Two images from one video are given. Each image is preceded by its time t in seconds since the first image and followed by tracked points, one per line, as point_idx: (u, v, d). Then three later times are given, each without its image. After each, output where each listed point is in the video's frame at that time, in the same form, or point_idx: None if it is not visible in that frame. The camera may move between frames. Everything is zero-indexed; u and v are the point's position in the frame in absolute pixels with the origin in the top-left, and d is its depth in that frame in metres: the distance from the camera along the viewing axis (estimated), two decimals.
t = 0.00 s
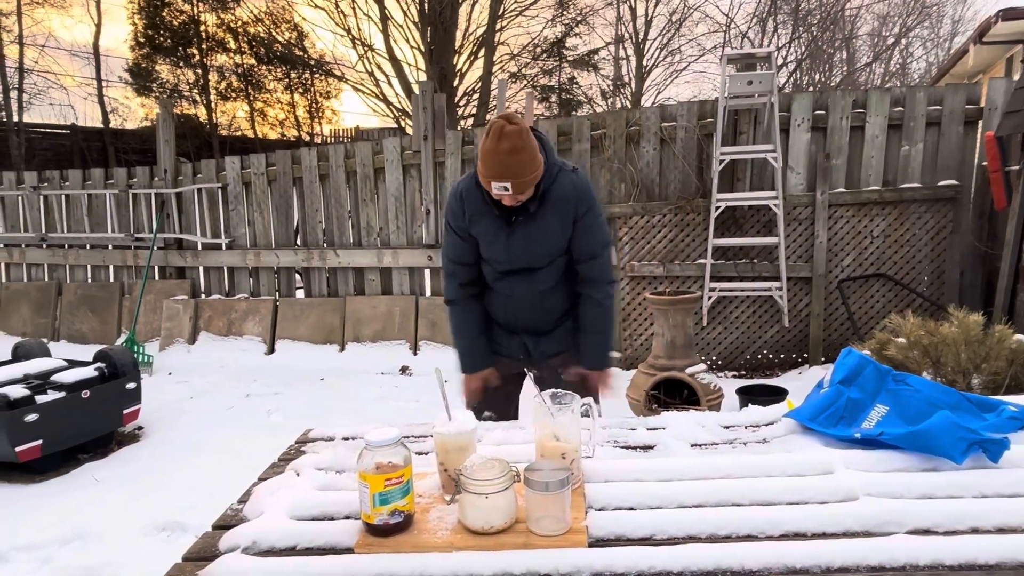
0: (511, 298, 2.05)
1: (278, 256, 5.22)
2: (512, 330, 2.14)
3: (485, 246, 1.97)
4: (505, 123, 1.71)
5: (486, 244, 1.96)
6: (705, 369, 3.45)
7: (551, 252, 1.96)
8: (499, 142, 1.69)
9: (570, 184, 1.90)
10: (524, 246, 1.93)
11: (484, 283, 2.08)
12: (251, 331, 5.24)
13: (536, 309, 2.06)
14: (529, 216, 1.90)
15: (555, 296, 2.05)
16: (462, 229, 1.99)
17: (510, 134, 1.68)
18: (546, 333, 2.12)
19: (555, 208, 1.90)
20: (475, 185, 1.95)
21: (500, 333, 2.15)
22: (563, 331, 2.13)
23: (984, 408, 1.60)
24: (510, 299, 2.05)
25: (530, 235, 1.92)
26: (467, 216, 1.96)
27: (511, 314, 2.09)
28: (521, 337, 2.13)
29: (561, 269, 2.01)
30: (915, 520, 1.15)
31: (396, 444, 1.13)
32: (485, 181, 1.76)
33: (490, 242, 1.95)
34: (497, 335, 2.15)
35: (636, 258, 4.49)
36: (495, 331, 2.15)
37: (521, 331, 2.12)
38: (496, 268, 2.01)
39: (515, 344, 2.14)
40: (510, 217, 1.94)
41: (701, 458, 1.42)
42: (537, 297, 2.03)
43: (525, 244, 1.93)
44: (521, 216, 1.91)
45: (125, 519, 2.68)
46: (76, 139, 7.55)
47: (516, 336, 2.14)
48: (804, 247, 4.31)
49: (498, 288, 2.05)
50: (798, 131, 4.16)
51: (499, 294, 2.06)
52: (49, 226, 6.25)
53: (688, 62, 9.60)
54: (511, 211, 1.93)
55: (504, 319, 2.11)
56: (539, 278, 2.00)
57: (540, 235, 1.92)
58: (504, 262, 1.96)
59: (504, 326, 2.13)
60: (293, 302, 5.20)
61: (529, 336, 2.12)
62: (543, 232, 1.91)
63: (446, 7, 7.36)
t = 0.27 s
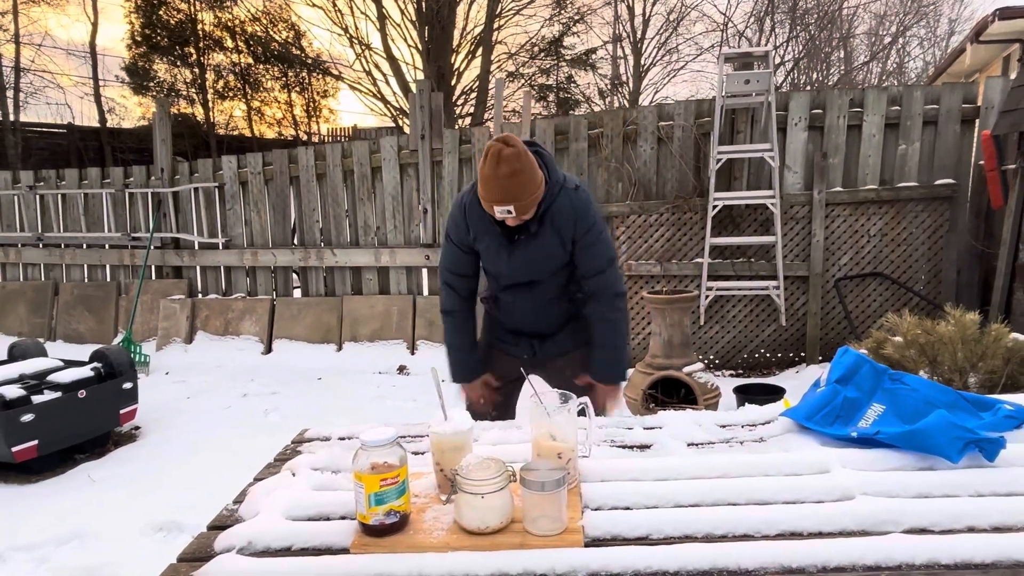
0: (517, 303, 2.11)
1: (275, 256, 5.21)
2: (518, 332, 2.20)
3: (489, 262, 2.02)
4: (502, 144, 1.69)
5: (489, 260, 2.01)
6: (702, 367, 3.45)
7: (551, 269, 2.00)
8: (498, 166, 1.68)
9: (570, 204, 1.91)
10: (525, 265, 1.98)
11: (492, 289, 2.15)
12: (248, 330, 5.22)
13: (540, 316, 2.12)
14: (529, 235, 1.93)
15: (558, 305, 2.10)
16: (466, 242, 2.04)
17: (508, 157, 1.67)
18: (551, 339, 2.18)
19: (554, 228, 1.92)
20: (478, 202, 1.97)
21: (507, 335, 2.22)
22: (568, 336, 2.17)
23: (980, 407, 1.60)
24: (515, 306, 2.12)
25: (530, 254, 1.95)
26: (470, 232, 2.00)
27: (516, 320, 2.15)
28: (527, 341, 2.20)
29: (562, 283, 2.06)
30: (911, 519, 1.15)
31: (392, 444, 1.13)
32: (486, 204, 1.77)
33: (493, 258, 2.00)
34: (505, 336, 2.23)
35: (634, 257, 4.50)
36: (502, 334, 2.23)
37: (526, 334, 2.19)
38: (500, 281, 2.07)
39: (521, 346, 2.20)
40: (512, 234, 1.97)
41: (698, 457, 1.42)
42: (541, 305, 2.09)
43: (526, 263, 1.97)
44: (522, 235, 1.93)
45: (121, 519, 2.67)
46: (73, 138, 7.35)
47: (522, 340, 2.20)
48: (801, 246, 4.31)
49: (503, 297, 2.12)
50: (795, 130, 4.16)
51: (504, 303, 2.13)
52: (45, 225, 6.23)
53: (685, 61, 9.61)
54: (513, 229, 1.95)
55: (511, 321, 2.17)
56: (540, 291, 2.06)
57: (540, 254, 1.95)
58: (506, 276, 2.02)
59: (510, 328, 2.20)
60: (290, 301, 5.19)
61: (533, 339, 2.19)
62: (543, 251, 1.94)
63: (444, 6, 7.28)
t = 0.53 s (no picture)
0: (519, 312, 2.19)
1: (274, 256, 5.21)
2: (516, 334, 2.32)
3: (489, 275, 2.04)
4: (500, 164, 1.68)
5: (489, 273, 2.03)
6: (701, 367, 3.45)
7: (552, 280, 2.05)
8: (496, 185, 1.67)
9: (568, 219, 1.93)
10: (524, 278, 2.01)
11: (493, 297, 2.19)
12: (246, 330, 5.22)
13: (542, 320, 2.21)
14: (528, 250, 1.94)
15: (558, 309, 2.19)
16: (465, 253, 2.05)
17: (506, 177, 1.66)
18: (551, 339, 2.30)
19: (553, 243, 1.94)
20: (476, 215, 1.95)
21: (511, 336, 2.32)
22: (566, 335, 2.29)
23: (977, 406, 1.61)
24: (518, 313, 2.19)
25: (530, 268, 1.98)
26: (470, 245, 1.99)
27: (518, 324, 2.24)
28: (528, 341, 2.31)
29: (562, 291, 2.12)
30: (909, 518, 1.15)
31: (388, 444, 1.13)
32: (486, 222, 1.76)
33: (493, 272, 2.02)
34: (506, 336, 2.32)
35: (632, 257, 4.50)
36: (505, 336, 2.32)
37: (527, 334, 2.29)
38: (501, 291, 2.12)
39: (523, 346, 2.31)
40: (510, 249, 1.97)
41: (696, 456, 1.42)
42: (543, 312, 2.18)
43: (525, 277, 2.01)
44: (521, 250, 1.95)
45: (120, 520, 2.67)
46: (72, 138, 7.36)
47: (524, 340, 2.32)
48: (800, 245, 4.31)
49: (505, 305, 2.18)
50: (793, 129, 4.16)
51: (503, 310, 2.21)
52: (44, 225, 6.23)
53: (684, 60, 9.62)
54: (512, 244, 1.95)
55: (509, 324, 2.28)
56: (539, 300, 2.13)
57: (540, 268, 1.98)
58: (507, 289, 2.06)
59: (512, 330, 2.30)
60: (289, 301, 5.19)
61: (530, 340, 2.31)
62: (542, 266, 1.98)
63: (443, 6, 7.25)
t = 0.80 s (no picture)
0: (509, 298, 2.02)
1: (273, 256, 5.21)
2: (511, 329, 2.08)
3: (480, 249, 1.97)
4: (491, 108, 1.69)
5: (480, 248, 1.96)
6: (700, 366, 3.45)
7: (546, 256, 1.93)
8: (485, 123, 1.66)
9: (562, 186, 1.85)
10: (516, 250, 1.90)
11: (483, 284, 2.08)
12: (246, 331, 5.22)
13: (534, 309, 2.01)
14: (520, 217, 1.86)
15: (553, 297, 2.00)
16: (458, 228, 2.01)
17: (496, 115, 1.66)
18: (545, 333, 2.06)
19: (545, 211, 1.85)
20: (468, 183, 1.93)
21: (501, 334, 2.09)
22: (564, 333, 2.06)
23: (976, 405, 1.61)
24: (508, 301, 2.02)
25: (523, 238, 1.88)
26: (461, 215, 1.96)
27: (508, 316, 2.05)
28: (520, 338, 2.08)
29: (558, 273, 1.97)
30: (906, 518, 1.15)
31: (386, 445, 1.13)
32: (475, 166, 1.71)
33: (484, 245, 1.94)
34: (496, 335, 2.11)
35: (631, 257, 4.50)
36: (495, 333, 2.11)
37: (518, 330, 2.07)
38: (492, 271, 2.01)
39: (514, 343, 2.08)
40: (501, 219, 1.90)
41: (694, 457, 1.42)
42: (535, 298, 1.99)
43: (516, 250, 1.90)
44: (513, 218, 1.88)
45: (119, 520, 2.67)
46: (71, 140, 7.37)
47: (514, 337, 2.08)
48: (799, 245, 4.31)
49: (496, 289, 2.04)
50: (792, 129, 4.16)
51: (496, 297, 2.05)
52: (43, 226, 6.23)
53: (683, 60, 9.63)
54: (504, 212, 1.88)
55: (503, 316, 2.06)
56: (533, 282, 1.97)
57: (532, 239, 1.88)
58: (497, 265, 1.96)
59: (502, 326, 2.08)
60: (288, 302, 5.19)
61: (528, 336, 2.07)
62: (534, 238, 1.88)
63: (442, 6, 7.25)
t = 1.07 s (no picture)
0: (496, 283, 1.95)
1: (276, 257, 5.21)
2: (500, 324, 1.99)
3: (469, 219, 1.96)
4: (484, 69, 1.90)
5: (470, 219, 1.96)
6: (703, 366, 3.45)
7: (537, 226, 1.90)
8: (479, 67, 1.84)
9: (552, 153, 1.90)
10: (506, 216, 1.89)
11: (473, 270, 2.02)
12: (249, 331, 5.23)
13: (522, 295, 1.93)
14: (510, 180, 1.88)
15: (543, 282, 1.92)
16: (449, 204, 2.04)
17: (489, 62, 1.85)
18: (533, 328, 1.97)
19: (535, 175, 1.88)
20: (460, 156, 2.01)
21: (489, 328, 2.01)
22: (554, 327, 1.96)
23: (980, 405, 1.60)
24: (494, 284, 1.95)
25: (513, 203, 1.88)
26: (450, 188, 2.00)
27: (495, 304, 1.97)
28: (508, 334, 1.99)
29: (549, 252, 1.92)
30: (911, 518, 1.15)
31: (390, 445, 1.13)
32: (468, 100, 1.81)
33: (473, 214, 1.94)
34: (482, 331, 2.02)
35: (634, 257, 4.50)
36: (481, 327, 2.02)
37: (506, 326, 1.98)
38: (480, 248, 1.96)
39: (502, 340, 2.00)
40: (492, 187, 1.91)
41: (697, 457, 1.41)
42: (523, 283, 1.92)
43: (507, 216, 1.89)
44: (503, 181, 1.89)
45: (123, 521, 2.68)
46: (74, 140, 7.53)
47: (502, 332, 1.99)
48: (802, 245, 4.31)
49: (484, 272, 1.97)
50: (795, 129, 4.15)
51: (483, 280, 1.98)
52: (46, 227, 6.24)
53: (685, 60, 9.62)
54: (493, 178, 1.91)
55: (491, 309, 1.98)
56: (522, 258, 1.91)
57: (522, 204, 1.88)
58: (486, 237, 1.93)
59: (489, 319, 2.00)
60: (291, 302, 5.20)
61: (517, 331, 1.97)
62: (524, 202, 1.87)
63: (444, 6, 7.26)
